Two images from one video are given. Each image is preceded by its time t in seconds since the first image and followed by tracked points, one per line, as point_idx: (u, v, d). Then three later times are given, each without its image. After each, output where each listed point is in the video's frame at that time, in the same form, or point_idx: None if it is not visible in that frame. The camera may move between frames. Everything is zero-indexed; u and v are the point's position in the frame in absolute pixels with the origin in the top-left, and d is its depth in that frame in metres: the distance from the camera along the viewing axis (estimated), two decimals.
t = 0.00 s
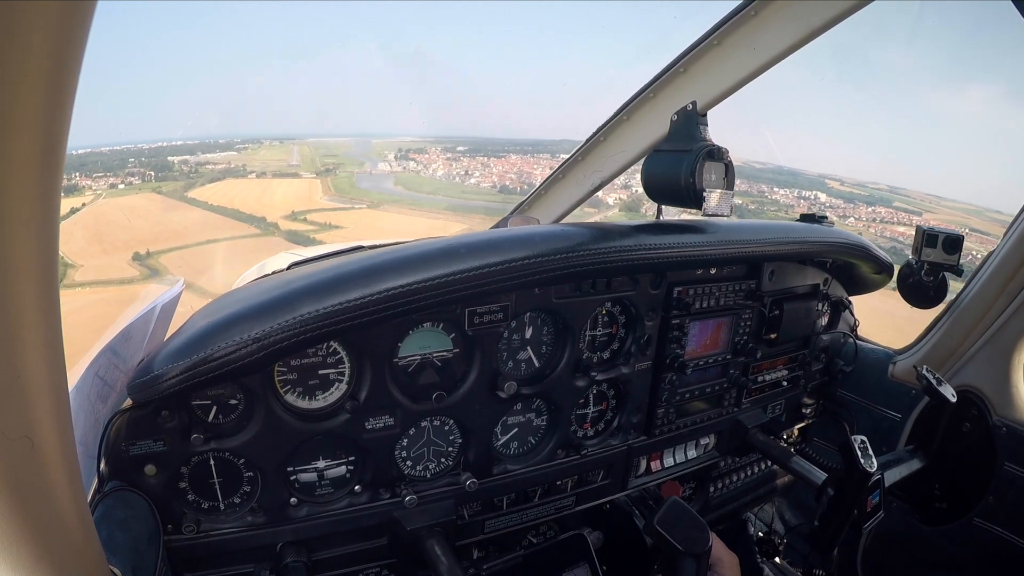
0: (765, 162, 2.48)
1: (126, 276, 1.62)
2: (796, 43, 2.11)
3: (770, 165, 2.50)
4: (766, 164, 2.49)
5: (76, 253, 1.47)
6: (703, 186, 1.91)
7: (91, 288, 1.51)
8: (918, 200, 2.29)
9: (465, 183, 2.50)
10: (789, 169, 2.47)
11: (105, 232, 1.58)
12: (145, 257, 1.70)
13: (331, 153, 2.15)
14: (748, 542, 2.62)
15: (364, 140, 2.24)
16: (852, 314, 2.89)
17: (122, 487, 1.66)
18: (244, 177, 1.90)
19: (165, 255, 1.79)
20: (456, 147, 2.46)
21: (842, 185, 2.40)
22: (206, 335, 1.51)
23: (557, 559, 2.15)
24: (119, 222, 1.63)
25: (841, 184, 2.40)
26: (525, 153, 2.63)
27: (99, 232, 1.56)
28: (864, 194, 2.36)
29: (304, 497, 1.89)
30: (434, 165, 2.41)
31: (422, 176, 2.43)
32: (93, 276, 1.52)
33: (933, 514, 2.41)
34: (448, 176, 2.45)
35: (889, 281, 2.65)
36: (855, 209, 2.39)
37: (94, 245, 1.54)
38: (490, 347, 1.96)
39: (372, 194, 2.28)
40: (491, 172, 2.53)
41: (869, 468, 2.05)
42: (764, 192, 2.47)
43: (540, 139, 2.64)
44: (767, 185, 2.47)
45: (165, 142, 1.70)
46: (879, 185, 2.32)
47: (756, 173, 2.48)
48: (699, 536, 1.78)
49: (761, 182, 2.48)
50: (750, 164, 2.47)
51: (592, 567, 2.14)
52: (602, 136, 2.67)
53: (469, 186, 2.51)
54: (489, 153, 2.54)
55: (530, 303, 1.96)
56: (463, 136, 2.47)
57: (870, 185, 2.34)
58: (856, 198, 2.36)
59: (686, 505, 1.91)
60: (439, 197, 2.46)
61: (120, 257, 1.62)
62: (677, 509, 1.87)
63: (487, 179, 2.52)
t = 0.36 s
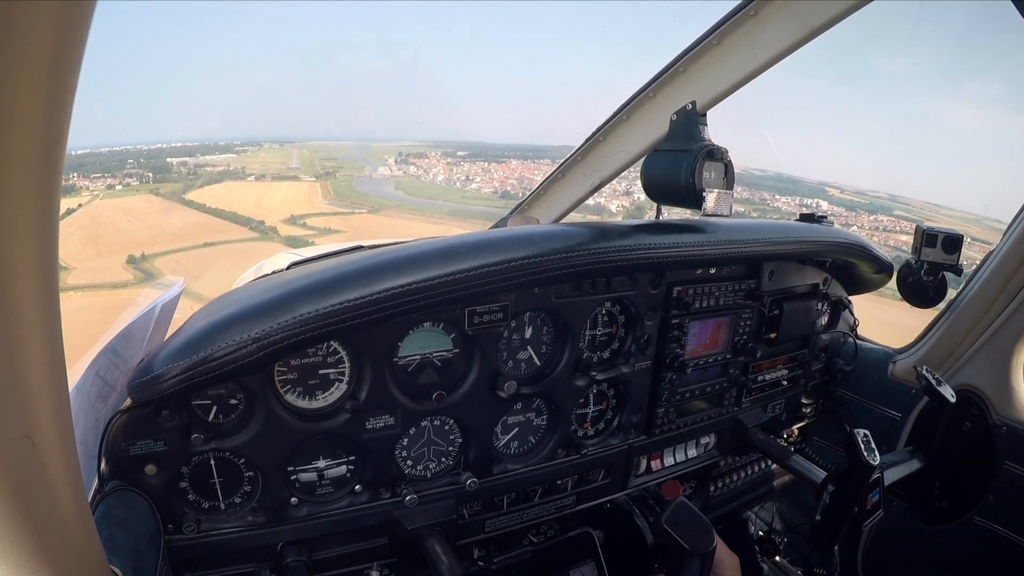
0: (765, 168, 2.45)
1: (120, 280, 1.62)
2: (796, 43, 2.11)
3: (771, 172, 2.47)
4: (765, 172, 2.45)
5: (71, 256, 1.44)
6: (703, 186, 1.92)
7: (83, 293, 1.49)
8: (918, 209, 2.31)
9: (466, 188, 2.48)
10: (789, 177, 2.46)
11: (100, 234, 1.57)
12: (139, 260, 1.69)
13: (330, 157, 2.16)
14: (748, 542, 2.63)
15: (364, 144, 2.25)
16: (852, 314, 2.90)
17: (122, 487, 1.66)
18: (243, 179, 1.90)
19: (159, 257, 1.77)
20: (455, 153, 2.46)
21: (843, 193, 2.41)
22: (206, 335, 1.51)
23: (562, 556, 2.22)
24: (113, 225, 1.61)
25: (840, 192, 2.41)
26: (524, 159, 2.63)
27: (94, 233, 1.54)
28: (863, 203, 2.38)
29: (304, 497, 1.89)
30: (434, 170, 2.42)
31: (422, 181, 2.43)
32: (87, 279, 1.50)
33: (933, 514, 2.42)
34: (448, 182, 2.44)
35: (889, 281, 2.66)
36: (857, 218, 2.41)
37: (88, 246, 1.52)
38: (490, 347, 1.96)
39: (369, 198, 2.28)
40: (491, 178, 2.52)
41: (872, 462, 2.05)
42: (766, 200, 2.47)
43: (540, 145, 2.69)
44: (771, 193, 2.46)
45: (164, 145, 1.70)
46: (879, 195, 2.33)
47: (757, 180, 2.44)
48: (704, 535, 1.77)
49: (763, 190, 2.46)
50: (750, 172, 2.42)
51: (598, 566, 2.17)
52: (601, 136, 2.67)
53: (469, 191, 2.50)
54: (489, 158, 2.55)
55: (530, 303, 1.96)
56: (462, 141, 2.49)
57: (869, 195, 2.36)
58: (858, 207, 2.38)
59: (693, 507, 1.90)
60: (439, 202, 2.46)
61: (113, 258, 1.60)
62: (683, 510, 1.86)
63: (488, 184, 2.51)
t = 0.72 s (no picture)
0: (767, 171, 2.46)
1: (116, 275, 1.58)
2: (796, 43, 2.11)
3: (773, 174, 2.46)
4: (768, 173, 2.45)
5: (66, 248, 1.43)
6: (703, 187, 1.92)
7: (77, 288, 1.46)
8: (922, 213, 2.30)
9: (470, 185, 2.47)
10: (793, 179, 2.45)
11: (99, 228, 1.55)
12: (134, 256, 1.67)
13: (332, 153, 2.15)
14: (748, 541, 2.63)
15: (367, 140, 2.23)
16: (852, 314, 2.91)
17: (122, 487, 1.66)
18: (245, 173, 1.90)
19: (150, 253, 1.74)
20: (458, 150, 2.45)
21: (846, 196, 2.40)
22: (206, 335, 1.51)
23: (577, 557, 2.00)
24: (112, 217, 1.60)
25: (844, 196, 2.40)
26: (528, 157, 2.65)
27: (92, 226, 1.53)
28: (867, 207, 2.37)
29: (304, 497, 1.89)
30: (438, 167, 2.43)
31: (424, 177, 2.44)
32: (82, 274, 1.48)
33: (933, 514, 2.42)
34: (452, 178, 2.46)
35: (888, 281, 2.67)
36: (862, 220, 2.41)
37: (86, 240, 1.51)
38: (489, 347, 1.96)
39: (374, 194, 2.29)
40: (495, 175, 2.54)
41: (885, 446, 2.03)
42: (771, 203, 2.47)
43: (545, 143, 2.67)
44: (777, 196, 2.46)
45: (165, 137, 1.71)
46: (883, 198, 2.32)
47: (761, 182, 2.43)
48: (715, 543, 1.78)
49: (768, 191, 2.45)
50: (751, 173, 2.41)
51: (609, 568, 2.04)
52: (602, 136, 2.67)
53: (474, 189, 2.50)
54: (492, 156, 2.53)
55: (530, 303, 1.96)
56: (464, 137, 2.46)
57: (873, 199, 2.35)
58: (862, 211, 2.38)
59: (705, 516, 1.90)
60: (440, 198, 2.48)
61: (109, 253, 1.58)
62: (699, 518, 1.87)
63: (492, 181, 2.53)
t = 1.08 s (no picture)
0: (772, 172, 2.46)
1: (115, 278, 1.57)
2: (796, 43, 2.11)
3: (778, 176, 2.48)
4: (774, 176, 2.47)
5: (65, 250, 1.42)
6: (703, 186, 1.92)
7: (76, 290, 1.45)
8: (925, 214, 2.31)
9: (476, 187, 2.46)
10: (798, 181, 2.45)
11: (99, 229, 1.54)
12: (135, 257, 1.66)
13: (337, 153, 2.19)
14: (747, 542, 2.62)
15: (371, 141, 2.27)
16: (852, 315, 2.91)
17: (122, 487, 1.66)
18: (249, 173, 1.91)
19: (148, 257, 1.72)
20: (464, 150, 2.44)
21: (853, 199, 2.39)
22: (205, 336, 1.51)
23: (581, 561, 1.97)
24: (113, 218, 1.60)
25: (851, 198, 2.39)
26: (534, 158, 2.65)
27: (92, 226, 1.52)
28: (874, 209, 2.35)
29: (304, 497, 1.89)
30: (443, 167, 2.40)
31: (429, 178, 2.41)
32: (81, 276, 1.47)
33: (933, 514, 2.42)
34: (458, 179, 2.43)
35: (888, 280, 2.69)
36: (872, 223, 2.37)
37: (87, 242, 1.50)
38: (489, 348, 1.96)
39: (378, 195, 2.31)
40: (502, 176, 2.56)
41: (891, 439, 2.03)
42: (779, 204, 2.47)
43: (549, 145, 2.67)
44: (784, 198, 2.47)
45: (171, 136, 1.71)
46: (889, 200, 2.32)
47: (767, 184, 2.45)
48: (717, 548, 1.78)
49: (775, 193, 2.46)
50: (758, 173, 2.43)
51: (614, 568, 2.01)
52: (601, 136, 2.67)
53: (480, 190, 2.50)
54: (497, 157, 2.52)
55: (530, 303, 1.96)
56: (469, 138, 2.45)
57: (879, 200, 2.34)
58: (870, 213, 2.35)
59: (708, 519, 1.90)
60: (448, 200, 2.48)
61: (110, 253, 1.58)
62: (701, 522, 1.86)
63: (498, 182, 2.54)
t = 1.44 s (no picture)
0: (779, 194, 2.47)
1: (116, 284, 1.56)
2: (796, 43, 2.11)
3: (785, 198, 2.49)
4: (780, 198, 2.47)
5: (67, 258, 1.41)
6: (703, 187, 1.92)
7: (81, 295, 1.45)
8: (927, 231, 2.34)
9: (486, 204, 2.56)
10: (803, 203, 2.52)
11: (102, 237, 1.53)
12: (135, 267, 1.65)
13: (344, 166, 2.22)
14: (747, 541, 2.63)
15: (379, 155, 2.34)
16: (852, 314, 2.91)
17: (122, 487, 1.66)
18: (257, 185, 1.92)
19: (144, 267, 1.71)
20: (472, 166, 2.54)
21: (860, 220, 2.39)
22: (205, 336, 1.51)
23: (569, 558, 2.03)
24: (120, 227, 1.59)
25: (857, 219, 2.40)
26: (540, 170, 2.78)
27: (93, 235, 1.51)
28: (880, 229, 2.38)
29: (304, 497, 1.89)
30: (451, 184, 2.45)
31: (438, 194, 2.46)
32: (87, 276, 1.48)
33: (932, 514, 2.42)
34: (466, 196, 2.47)
35: (886, 279, 2.70)
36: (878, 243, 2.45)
37: (88, 250, 1.49)
38: (489, 347, 1.96)
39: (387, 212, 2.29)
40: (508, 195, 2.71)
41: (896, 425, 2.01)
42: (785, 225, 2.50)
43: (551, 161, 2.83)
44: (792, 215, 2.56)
45: (175, 146, 1.73)
46: (895, 222, 2.32)
47: (775, 205, 2.47)
48: (717, 551, 1.79)
49: (782, 214, 2.50)
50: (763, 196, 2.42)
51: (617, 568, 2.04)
52: (601, 136, 2.67)
53: (489, 207, 2.59)
54: (506, 174, 2.66)
55: (530, 303, 1.96)
56: (477, 156, 2.56)
57: (887, 222, 2.33)
58: (876, 234, 2.40)
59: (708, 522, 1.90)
60: (458, 215, 2.46)
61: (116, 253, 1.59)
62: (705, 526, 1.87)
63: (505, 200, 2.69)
